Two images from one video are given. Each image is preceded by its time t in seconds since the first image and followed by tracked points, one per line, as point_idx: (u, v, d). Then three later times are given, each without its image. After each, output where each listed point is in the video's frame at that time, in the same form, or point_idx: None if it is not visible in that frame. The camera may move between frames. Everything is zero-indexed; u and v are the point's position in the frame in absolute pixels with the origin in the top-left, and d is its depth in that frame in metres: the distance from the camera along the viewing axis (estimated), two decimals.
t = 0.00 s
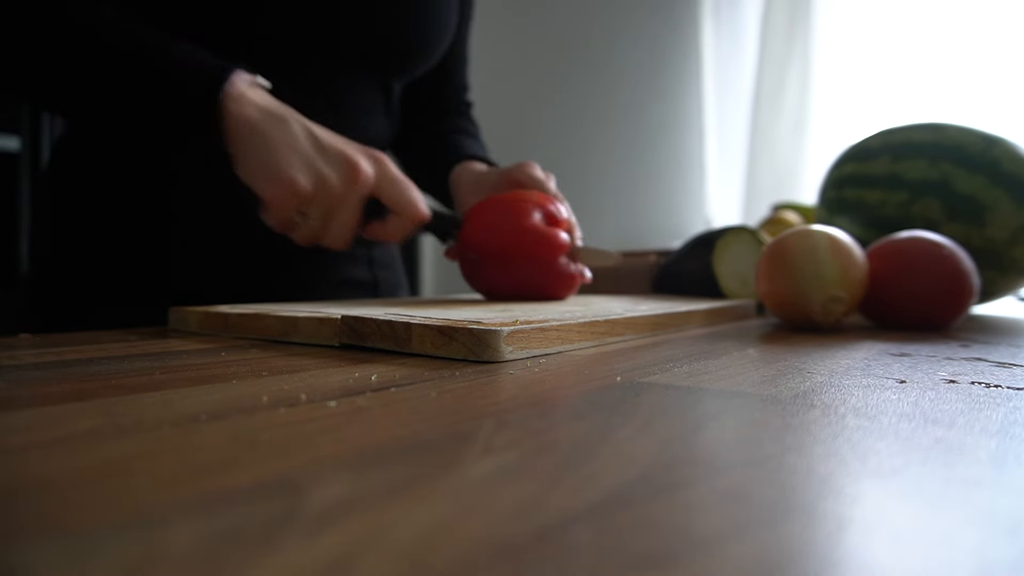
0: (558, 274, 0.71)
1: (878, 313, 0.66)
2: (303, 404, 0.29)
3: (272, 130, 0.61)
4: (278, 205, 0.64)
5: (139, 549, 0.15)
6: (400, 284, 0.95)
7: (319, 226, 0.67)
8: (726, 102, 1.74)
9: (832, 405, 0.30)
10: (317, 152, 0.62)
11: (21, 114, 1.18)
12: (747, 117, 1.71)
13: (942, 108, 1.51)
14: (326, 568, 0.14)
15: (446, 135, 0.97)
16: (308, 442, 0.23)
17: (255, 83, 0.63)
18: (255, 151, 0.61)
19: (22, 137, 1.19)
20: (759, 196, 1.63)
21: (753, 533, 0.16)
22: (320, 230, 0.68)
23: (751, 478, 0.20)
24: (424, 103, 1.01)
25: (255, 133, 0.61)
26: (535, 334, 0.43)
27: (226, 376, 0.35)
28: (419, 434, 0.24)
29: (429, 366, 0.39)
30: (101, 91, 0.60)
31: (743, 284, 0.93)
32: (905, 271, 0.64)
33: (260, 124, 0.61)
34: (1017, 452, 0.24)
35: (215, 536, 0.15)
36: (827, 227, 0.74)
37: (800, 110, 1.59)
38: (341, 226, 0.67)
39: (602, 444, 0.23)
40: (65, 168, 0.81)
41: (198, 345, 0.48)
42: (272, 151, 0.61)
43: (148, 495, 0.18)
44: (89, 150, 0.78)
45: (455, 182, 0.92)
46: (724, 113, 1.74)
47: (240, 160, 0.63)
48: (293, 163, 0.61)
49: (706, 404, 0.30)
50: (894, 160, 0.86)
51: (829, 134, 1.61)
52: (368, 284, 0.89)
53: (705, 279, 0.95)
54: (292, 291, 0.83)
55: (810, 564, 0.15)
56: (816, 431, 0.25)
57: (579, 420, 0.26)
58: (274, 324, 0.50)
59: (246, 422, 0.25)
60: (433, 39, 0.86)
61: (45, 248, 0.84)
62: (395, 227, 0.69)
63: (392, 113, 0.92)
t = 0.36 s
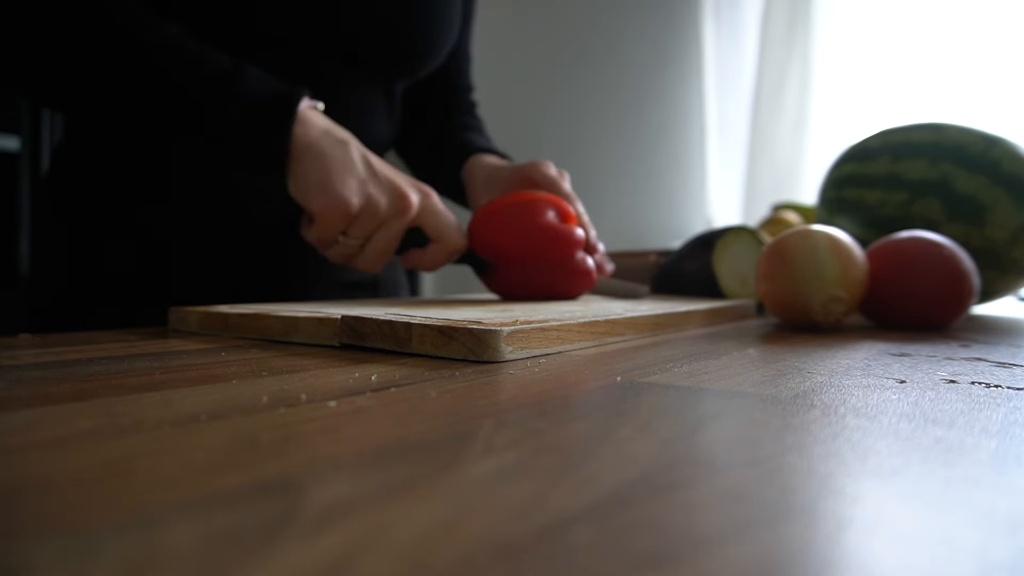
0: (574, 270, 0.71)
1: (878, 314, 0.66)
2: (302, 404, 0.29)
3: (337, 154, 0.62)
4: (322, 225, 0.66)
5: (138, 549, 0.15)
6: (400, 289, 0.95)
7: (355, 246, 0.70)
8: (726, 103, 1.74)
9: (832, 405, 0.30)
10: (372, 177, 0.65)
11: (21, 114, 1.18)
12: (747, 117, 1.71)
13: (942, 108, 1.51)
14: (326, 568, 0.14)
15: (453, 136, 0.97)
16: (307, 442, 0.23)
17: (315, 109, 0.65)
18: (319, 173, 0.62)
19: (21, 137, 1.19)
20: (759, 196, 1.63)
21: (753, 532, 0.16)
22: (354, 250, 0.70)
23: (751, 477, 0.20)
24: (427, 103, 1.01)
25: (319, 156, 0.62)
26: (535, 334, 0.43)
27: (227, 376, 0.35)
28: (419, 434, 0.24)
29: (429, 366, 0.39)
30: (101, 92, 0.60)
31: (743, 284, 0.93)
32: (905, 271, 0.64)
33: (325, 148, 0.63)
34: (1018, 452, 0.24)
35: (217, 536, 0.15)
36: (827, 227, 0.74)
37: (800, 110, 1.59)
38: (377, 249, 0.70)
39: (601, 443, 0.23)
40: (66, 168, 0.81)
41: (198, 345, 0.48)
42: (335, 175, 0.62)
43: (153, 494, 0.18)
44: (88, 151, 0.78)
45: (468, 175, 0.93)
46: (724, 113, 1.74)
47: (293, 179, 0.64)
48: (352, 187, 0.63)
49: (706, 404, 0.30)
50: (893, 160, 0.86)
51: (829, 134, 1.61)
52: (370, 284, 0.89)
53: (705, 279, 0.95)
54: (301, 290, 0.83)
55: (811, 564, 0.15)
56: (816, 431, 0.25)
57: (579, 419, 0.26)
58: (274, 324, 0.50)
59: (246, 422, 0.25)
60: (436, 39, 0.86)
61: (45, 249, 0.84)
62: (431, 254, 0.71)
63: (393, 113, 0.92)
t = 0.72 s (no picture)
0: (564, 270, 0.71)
1: (878, 313, 0.66)
2: (302, 404, 0.29)
3: (213, 152, 0.53)
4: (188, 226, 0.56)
5: (138, 549, 0.15)
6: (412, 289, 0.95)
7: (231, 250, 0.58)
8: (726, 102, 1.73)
9: (832, 405, 0.30)
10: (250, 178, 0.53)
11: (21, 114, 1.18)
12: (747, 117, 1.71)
13: (942, 108, 1.51)
14: (325, 568, 0.14)
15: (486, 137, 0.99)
16: (307, 442, 0.23)
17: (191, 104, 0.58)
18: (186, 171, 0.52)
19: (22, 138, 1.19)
20: (759, 196, 1.63)
21: (753, 533, 0.16)
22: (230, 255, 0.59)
23: (751, 477, 0.20)
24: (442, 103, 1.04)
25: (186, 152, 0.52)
26: (535, 334, 0.43)
27: (226, 376, 0.35)
28: (419, 434, 0.24)
29: (429, 366, 0.39)
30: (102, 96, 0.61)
31: (743, 284, 0.93)
32: (904, 271, 0.64)
33: (201, 144, 0.53)
34: (1018, 452, 0.24)
35: (217, 536, 0.15)
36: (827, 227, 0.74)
37: (800, 110, 1.60)
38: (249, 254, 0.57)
39: (601, 444, 0.23)
40: (66, 169, 0.81)
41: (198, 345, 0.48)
42: (205, 172, 0.52)
43: (153, 494, 0.18)
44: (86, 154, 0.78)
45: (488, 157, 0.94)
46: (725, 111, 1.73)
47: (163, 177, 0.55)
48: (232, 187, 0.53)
49: (706, 404, 0.30)
50: (893, 160, 0.86)
51: (829, 135, 1.61)
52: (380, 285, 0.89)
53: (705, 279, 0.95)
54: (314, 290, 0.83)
55: (812, 564, 0.15)
56: (816, 431, 0.25)
57: (579, 419, 0.26)
58: (274, 324, 0.50)
59: (245, 422, 0.25)
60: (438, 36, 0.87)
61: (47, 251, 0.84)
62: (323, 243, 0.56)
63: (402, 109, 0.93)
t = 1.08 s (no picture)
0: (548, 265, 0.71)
1: (878, 313, 0.66)
2: (302, 404, 0.29)
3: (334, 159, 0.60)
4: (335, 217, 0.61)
5: (138, 549, 0.15)
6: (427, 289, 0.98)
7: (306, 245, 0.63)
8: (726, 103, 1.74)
9: (831, 405, 0.30)
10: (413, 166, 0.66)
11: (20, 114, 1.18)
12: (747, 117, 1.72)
13: (941, 108, 1.52)
14: (324, 568, 0.14)
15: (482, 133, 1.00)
16: (307, 442, 0.23)
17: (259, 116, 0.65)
18: (396, 168, 0.59)
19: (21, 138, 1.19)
20: (759, 196, 1.63)
21: (752, 533, 0.16)
22: (332, 250, 0.63)
23: (751, 477, 0.20)
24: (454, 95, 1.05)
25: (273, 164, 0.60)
26: (535, 334, 0.43)
27: (226, 376, 0.35)
28: (420, 434, 0.24)
29: (429, 366, 0.39)
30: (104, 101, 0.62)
31: (743, 284, 0.93)
32: (904, 271, 0.64)
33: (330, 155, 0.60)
34: (1019, 452, 0.24)
35: (216, 536, 0.15)
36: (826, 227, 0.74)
37: (800, 109, 1.59)
38: (342, 254, 0.63)
39: (601, 444, 0.23)
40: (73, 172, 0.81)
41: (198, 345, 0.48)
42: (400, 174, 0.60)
43: (151, 494, 0.18)
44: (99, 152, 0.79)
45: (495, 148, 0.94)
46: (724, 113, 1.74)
47: (288, 184, 0.60)
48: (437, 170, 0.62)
49: (705, 404, 0.30)
50: (893, 160, 0.86)
51: (829, 135, 1.61)
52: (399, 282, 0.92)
53: (705, 279, 0.95)
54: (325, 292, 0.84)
55: (811, 564, 0.15)
56: (815, 431, 0.25)
57: (579, 419, 0.26)
58: (274, 323, 0.50)
59: (246, 422, 0.25)
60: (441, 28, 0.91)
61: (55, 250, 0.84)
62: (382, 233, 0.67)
63: (411, 102, 0.98)
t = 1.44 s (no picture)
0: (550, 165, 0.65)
1: (877, 314, 0.66)
2: (302, 404, 0.29)
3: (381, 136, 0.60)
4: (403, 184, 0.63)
5: (138, 549, 0.15)
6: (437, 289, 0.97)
7: (379, 209, 0.66)
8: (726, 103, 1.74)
9: (832, 405, 0.30)
10: (439, 115, 0.65)
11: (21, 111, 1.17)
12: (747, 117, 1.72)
13: (941, 108, 1.52)
14: (325, 568, 0.14)
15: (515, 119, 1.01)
16: (307, 442, 0.23)
17: (315, 91, 0.64)
18: (449, 153, 0.59)
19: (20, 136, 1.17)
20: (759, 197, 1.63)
21: (753, 533, 0.16)
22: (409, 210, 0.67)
23: (751, 477, 0.20)
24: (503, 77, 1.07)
25: (329, 150, 0.62)
26: (535, 334, 0.43)
27: (227, 376, 0.35)
28: (419, 434, 0.24)
29: (429, 366, 0.39)
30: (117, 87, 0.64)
31: (743, 284, 0.93)
32: (903, 271, 0.64)
33: (378, 134, 0.60)
34: (1019, 452, 0.24)
35: (217, 536, 0.15)
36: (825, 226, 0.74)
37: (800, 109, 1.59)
38: (419, 210, 0.68)
39: (601, 444, 0.23)
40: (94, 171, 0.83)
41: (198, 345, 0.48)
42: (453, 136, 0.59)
43: (151, 494, 0.18)
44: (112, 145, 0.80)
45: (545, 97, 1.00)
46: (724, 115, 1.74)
47: (348, 170, 0.62)
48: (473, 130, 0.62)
49: (705, 404, 0.30)
50: (893, 161, 0.86)
51: (829, 135, 1.61)
52: (410, 284, 0.91)
53: (705, 278, 0.95)
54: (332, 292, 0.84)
55: (812, 564, 0.15)
56: (816, 431, 0.25)
57: (579, 419, 0.26)
58: (274, 323, 0.50)
59: (246, 422, 0.25)
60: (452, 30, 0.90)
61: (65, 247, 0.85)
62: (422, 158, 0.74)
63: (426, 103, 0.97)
